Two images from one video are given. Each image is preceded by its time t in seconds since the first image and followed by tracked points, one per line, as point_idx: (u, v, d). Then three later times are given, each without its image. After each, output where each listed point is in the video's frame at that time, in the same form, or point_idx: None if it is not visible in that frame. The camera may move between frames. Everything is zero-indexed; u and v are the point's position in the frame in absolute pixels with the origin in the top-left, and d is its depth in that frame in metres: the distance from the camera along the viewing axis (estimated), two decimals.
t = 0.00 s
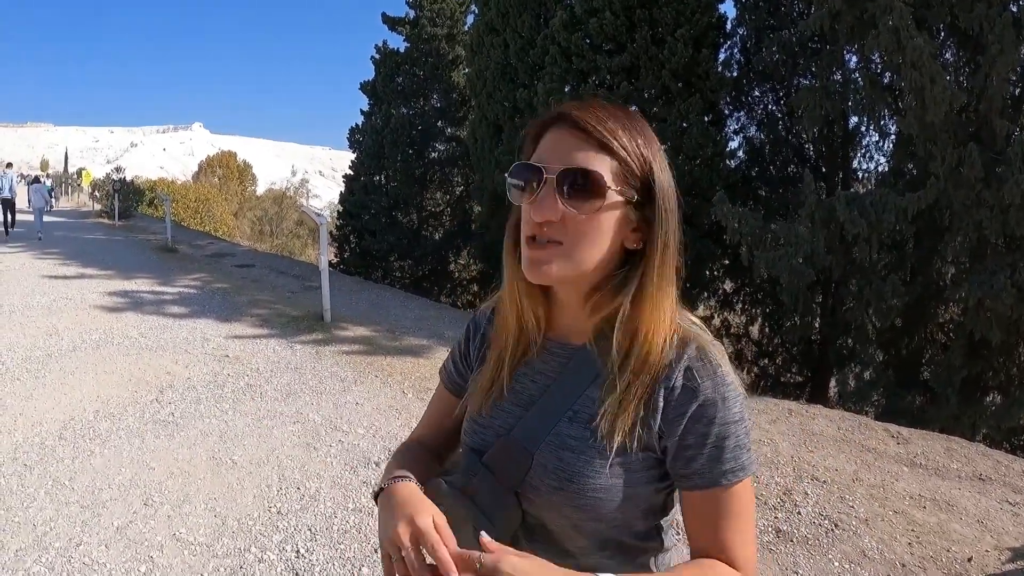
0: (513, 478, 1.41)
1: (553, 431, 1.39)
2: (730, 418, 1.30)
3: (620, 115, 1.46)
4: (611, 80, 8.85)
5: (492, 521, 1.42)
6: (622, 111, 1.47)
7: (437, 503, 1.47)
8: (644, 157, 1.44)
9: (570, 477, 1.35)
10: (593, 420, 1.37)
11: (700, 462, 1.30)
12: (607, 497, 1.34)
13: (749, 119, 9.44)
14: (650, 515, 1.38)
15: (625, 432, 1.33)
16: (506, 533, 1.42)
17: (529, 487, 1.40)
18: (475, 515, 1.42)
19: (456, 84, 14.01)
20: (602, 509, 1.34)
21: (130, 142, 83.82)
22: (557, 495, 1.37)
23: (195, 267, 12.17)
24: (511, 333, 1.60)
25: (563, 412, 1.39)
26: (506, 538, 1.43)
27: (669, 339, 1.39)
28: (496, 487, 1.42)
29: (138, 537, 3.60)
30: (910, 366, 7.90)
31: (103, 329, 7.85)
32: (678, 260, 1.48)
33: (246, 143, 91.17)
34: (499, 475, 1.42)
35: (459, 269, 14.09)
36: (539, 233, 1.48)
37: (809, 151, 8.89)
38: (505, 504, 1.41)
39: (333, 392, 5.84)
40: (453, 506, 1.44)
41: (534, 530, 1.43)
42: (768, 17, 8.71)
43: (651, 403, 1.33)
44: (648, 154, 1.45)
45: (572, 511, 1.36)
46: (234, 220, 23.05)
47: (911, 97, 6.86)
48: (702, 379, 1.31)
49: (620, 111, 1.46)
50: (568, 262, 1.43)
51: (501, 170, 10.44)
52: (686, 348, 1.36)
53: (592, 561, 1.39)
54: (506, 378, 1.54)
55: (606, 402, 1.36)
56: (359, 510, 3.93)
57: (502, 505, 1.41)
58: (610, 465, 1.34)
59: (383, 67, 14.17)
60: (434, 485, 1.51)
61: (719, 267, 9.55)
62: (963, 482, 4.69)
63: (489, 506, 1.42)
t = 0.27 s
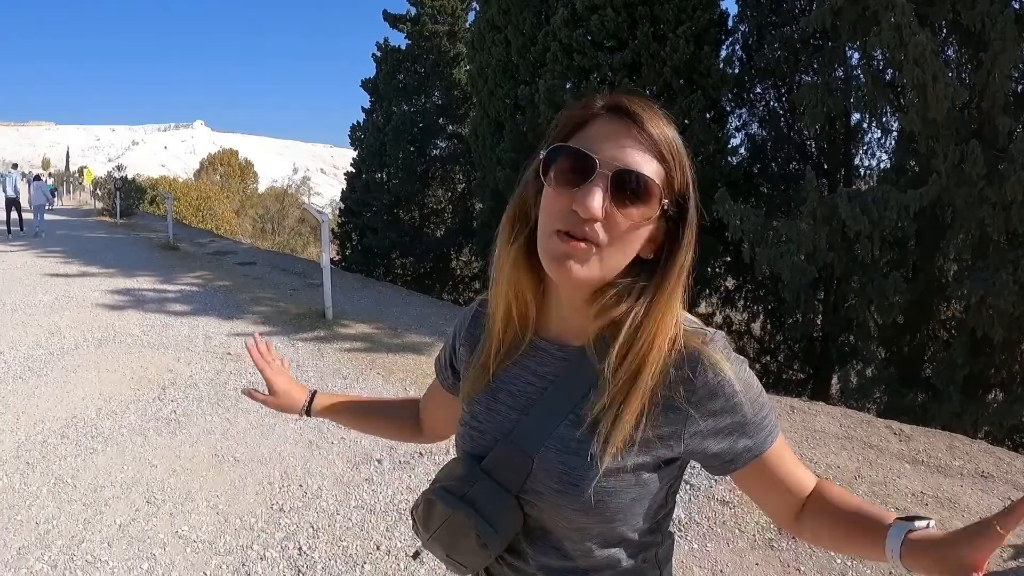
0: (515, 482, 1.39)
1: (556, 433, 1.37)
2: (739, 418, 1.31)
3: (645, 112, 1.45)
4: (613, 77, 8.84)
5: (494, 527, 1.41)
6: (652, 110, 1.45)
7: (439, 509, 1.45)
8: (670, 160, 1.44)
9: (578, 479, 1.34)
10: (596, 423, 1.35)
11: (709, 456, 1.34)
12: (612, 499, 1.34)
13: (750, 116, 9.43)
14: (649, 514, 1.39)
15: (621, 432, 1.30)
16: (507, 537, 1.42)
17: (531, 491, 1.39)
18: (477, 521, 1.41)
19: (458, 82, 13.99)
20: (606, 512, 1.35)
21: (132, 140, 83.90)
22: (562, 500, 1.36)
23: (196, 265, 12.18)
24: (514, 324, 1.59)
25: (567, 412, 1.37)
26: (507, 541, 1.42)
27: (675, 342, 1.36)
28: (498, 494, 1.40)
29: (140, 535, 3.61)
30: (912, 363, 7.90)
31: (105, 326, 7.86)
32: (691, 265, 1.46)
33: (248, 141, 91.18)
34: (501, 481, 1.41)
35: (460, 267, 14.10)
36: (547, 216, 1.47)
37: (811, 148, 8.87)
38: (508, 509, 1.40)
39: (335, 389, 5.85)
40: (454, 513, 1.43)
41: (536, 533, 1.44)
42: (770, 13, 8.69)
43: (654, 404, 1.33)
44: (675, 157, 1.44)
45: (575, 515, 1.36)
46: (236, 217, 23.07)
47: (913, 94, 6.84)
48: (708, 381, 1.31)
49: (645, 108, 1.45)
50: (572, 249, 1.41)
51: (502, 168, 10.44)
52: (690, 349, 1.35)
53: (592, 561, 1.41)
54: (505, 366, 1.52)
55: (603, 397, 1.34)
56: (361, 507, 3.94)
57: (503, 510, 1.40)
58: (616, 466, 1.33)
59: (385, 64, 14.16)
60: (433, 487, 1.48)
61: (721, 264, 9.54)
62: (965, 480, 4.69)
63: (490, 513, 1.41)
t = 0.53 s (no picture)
0: (534, 482, 1.38)
1: (575, 434, 1.36)
2: (762, 419, 1.35)
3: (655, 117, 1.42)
4: (615, 76, 8.84)
5: (514, 529, 1.39)
6: (662, 113, 1.42)
7: (455, 515, 1.41)
8: (682, 164, 1.43)
9: (598, 478, 1.35)
10: (617, 422, 1.35)
11: (717, 455, 1.36)
12: (631, 497, 1.36)
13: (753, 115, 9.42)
14: (661, 514, 1.39)
15: (654, 437, 1.32)
16: (526, 538, 1.40)
17: (550, 492, 1.38)
18: (496, 525, 1.38)
19: (460, 81, 14.00)
20: (626, 510, 1.36)
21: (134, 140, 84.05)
22: (582, 499, 1.36)
23: (199, 265, 12.20)
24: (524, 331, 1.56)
25: (586, 413, 1.36)
26: (524, 542, 1.41)
27: (697, 345, 1.38)
28: (517, 495, 1.39)
29: (143, 534, 3.61)
30: (916, 363, 7.89)
31: (108, 326, 7.87)
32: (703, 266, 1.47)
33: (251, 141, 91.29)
34: (520, 481, 1.39)
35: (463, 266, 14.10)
36: (563, 226, 1.42)
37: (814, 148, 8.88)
38: (527, 509, 1.39)
39: (338, 389, 5.86)
40: (472, 517, 1.39)
41: (549, 533, 1.44)
42: (773, 12, 8.69)
43: (680, 409, 1.34)
44: (686, 160, 1.44)
45: (594, 512, 1.37)
46: (238, 217, 23.10)
47: (916, 93, 6.83)
48: (737, 386, 1.34)
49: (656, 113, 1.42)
50: (593, 262, 1.38)
51: (505, 167, 10.44)
52: (711, 357, 1.36)
53: (611, 558, 1.41)
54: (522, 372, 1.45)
55: (632, 405, 1.34)
56: (365, 507, 3.94)
57: (523, 511, 1.39)
58: (637, 468, 1.35)
59: (388, 63, 14.17)
60: (445, 492, 1.43)
61: (724, 263, 9.52)
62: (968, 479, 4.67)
63: (510, 515, 1.39)
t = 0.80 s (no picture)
0: (536, 477, 1.38)
1: (577, 430, 1.36)
2: (763, 416, 1.35)
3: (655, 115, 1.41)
4: (615, 74, 8.83)
5: (516, 524, 1.38)
6: (661, 113, 1.42)
7: (457, 508, 1.41)
8: (682, 162, 1.42)
9: (598, 473, 1.35)
10: (619, 418, 1.35)
11: (717, 453, 1.36)
12: (631, 492, 1.35)
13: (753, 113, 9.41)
14: (661, 508, 1.39)
15: (655, 435, 1.32)
16: (527, 533, 1.40)
17: (552, 486, 1.39)
18: (499, 518, 1.38)
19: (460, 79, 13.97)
20: (627, 505, 1.36)
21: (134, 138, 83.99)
22: (582, 493, 1.36)
23: (199, 262, 12.20)
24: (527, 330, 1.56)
25: (588, 409, 1.37)
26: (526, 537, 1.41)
27: (698, 343, 1.38)
28: (519, 490, 1.39)
29: (143, 531, 3.61)
30: (915, 362, 7.89)
31: (107, 323, 7.87)
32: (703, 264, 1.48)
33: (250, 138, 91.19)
34: (522, 475, 1.39)
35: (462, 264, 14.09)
36: (563, 228, 1.42)
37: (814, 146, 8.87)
38: (529, 504, 1.39)
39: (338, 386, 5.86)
40: (475, 511, 1.39)
41: (550, 528, 1.44)
42: (773, 10, 8.67)
43: (682, 407, 1.34)
44: (686, 158, 1.43)
45: (595, 507, 1.36)
46: (238, 214, 23.08)
47: (916, 92, 6.82)
48: (738, 383, 1.33)
49: (655, 112, 1.41)
50: (593, 262, 1.38)
51: (505, 165, 10.43)
52: (712, 355, 1.36)
53: (611, 552, 1.41)
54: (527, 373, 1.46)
55: (634, 403, 1.34)
56: (364, 504, 3.94)
57: (525, 506, 1.39)
58: (638, 464, 1.34)
59: (388, 61, 14.14)
60: (448, 486, 1.43)
61: (724, 261, 9.52)
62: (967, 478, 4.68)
63: (512, 509, 1.38)
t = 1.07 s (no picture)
0: (529, 475, 1.39)
1: (570, 427, 1.36)
2: (754, 412, 1.35)
3: (642, 113, 1.40)
4: (614, 74, 8.83)
5: (510, 520, 1.39)
6: (648, 111, 1.41)
7: (452, 504, 1.42)
8: (670, 158, 1.42)
9: (591, 471, 1.34)
10: (611, 417, 1.35)
11: (708, 452, 1.35)
12: (623, 490, 1.35)
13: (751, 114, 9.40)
14: (654, 506, 1.39)
15: (647, 433, 1.32)
16: (522, 531, 1.40)
17: (545, 483, 1.39)
18: (493, 515, 1.38)
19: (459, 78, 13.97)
20: (619, 503, 1.35)
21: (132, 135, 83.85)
22: (574, 490, 1.36)
23: (196, 260, 12.17)
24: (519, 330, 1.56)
25: (581, 407, 1.37)
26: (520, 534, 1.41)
27: (689, 340, 1.37)
28: (512, 487, 1.39)
29: (138, 529, 3.61)
30: (911, 364, 7.90)
31: (104, 321, 7.85)
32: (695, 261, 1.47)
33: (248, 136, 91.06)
34: (516, 472, 1.39)
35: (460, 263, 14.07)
36: (552, 227, 1.43)
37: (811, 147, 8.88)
38: (522, 501, 1.39)
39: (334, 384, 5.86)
40: (470, 506, 1.40)
41: (544, 524, 1.44)
42: (772, 12, 8.68)
43: (673, 405, 1.34)
44: (674, 155, 1.43)
45: (588, 504, 1.36)
46: (235, 212, 23.04)
47: (914, 94, 6.84)
48: (731, 378, 1.33)
49: (643, 109, 1.40)
50: (582, 261, 1.38)
51: (503, 164, 10.42)
52: (703, 352, 1.36)
53: (604, 549, 1.41)
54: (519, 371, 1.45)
55: (625, 401, 1.34)
56: (360, 503, 3.94)
57: (519, 504, 1.39)
58: (630, 461, 1.34)
59: (386, 60, 14.13)
60: (444, 482, 1.45)
61: (721, 262, 9.53)
62: (962, 480, 4.69)
63: (505, 506, 1.39)
